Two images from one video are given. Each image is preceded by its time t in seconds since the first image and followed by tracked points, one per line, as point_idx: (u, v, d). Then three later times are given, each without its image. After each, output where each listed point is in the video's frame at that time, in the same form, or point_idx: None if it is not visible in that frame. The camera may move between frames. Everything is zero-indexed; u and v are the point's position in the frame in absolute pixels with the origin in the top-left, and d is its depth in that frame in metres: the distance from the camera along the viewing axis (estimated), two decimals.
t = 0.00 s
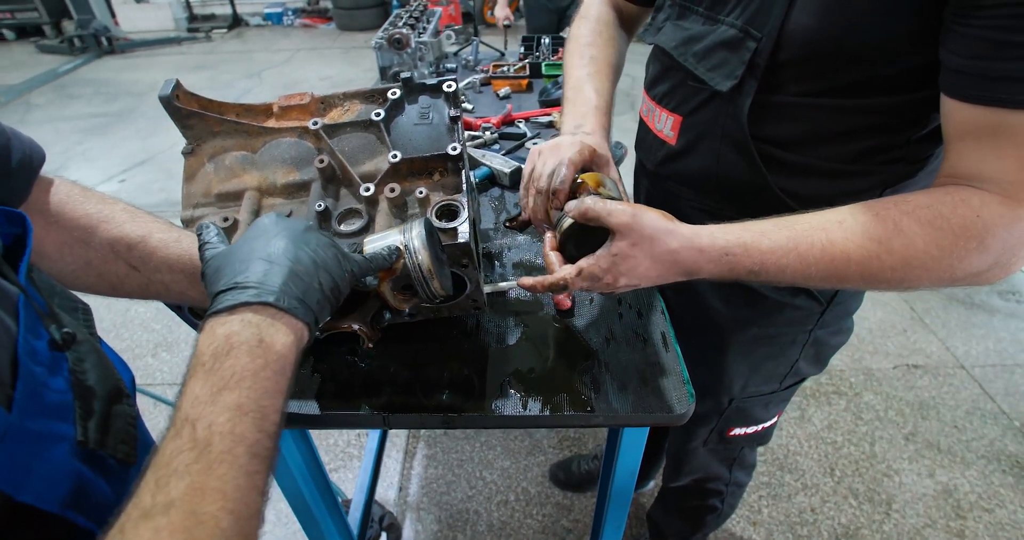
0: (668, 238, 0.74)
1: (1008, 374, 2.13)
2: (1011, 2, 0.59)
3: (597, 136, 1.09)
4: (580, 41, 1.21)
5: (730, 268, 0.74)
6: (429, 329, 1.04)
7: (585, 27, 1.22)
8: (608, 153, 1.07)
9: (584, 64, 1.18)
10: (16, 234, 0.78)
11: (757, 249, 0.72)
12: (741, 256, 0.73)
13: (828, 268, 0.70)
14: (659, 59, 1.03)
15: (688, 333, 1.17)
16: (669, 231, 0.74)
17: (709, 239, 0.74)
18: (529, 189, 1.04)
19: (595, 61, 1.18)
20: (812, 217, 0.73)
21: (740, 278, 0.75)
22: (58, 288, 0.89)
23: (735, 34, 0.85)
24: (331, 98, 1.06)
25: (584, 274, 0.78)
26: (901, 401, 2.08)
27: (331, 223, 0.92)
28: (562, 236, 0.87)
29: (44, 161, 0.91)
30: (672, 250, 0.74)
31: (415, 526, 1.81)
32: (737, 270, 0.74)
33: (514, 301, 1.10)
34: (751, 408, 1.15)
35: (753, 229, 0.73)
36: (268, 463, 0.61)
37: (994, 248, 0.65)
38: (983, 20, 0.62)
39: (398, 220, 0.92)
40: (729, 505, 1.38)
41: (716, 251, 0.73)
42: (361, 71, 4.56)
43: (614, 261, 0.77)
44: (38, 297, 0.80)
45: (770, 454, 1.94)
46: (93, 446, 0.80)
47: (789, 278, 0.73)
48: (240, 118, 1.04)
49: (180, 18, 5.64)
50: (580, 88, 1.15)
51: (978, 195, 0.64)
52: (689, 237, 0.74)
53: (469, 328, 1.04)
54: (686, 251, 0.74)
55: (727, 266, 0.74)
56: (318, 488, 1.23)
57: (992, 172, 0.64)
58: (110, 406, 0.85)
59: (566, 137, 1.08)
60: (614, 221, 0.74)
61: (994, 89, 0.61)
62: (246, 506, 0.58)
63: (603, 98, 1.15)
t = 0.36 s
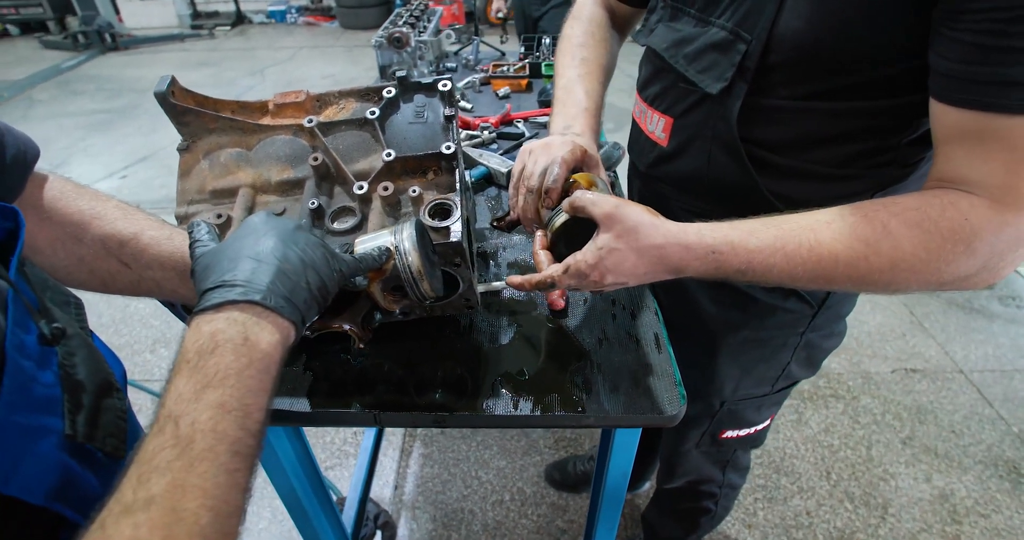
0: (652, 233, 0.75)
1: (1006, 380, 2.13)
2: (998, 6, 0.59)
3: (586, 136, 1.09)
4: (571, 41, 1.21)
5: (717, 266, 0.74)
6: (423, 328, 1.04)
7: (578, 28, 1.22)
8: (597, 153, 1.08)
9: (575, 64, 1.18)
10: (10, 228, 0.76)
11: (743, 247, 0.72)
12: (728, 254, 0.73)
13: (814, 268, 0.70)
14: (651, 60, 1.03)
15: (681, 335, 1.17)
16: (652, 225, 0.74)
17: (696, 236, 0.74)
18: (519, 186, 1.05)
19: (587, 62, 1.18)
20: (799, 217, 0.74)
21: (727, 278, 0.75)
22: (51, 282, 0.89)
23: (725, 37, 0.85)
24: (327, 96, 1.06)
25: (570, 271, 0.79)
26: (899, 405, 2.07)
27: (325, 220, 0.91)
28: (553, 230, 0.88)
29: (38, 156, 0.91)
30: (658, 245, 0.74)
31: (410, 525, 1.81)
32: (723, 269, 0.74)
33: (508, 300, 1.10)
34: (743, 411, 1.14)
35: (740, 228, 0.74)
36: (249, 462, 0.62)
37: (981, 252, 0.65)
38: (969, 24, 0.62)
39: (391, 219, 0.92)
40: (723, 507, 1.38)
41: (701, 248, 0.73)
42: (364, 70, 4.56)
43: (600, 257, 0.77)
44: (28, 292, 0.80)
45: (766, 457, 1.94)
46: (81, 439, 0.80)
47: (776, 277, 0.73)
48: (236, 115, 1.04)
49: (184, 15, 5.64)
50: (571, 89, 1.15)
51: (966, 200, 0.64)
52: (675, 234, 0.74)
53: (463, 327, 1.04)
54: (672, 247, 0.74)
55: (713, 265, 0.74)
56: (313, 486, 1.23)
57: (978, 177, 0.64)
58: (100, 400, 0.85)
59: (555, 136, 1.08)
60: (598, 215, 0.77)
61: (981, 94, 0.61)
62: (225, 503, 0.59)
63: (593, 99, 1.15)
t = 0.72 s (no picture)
0: (649, 256, 0.73)
1: (1005, 381, 2.12)
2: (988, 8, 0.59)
3: (580, 136, 1.09)
4: (566, 41, 1.21)
5: (712, 281, 0.75)
6: (418, 325, 1.04)
7: (572, 27, 1.22)
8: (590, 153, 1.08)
9: (570, 64, 1.18)
10: (7, 223, 0.77)
11: (736, 262, 0.73)
12: (722, 269, 0.74)
13: (808, 278, 0.71)
14: (645, 60, 1.04)
15: (675, 334, 1.17)
16: (650, 249, 0.73)
17: (691, 254, 0.74)
18: (513, 185, 1.05)
19: (581, 61, 1.18)
20: (790, 227, 0.74)
21: (722, 290, 0.76)
22: (47, 277, 0.89)
23: (717, 37, 0.85)
24: (322, 95, 1.06)
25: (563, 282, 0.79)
26: (897, 405, 2.07)
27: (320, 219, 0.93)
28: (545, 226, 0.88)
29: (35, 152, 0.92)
30: (655, 268, 0.74)
31: (407, 523, 1.81)
32: (718, 282, 0.75)
33: (504, 298, 1.10)
34: (737, 410, 1.14)
35: (733, 242, 0.74)
36: (239, 453, 0.62)
37: (971, 256, 0.66)
38: (962, 24, 0.62)
39: (385, 217, 0.92)
40: (719, 506, 1.38)
41: (696, 266, 0.74)
42: (365, 70, 4.56)
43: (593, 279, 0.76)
44: (24, 285, 0.80)
45: (763, 457, 1.94)
46: (74, 430, 0.81)
47: (770, 288, 0.74)
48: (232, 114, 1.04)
49: (186, 15, 5.64)
50: (565, 89, 1.15)
51: (955, 204, 0.65)
52: (671, 252, 0.74)
53: (457, 325, 1.05)
54: (667, 269, 0.74)
55: (708, 279, 0.75)
56: (308, 484, 1.23)
57: (966, 179, 0.64)
58: (93, 392, 0.86)
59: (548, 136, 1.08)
60: (598, 260, 0.72)
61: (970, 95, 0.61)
62: (214, 493, 0.59)
63: (587, 98, 1.15)
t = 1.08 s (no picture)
0: (639, 265, 0.75)
1: (1002, 380, 2.13)
2: (973, 12, 0.60)
3: (574, 137, 1.10)
4: (560, 42, 1.22)
5: (701, 287, 0.76)
6: (413, 322, 1.06)
7: (567, 28, 1.23)
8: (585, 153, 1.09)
9: (563, 65, 1.19)
10: (6, 219, 0.78)
11: (724, 270, 0.74)
12: (711, 276, 0.75)
13: (795, 283, 0.73)
14: (638, 60, 1.05)
15: (669, 332, 1.18)
16: (639, 257, 0.74)
17: (679, 261, 0.75)
18: (507, 187, 1.06)
19: (576, 62, 1.19)
20: (775, 233, 0.75)
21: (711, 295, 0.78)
22: (43, 272, 0.90)
23: (709, 38, 0.86)
24: (318, 94, 1.07)
25: (556, 288, 0.80)
26: (894, 404, 2.08)
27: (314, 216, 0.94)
28: (538, 228, 0.89)
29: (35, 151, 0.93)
30: (646, 275, 0.75)
31: (405, 520, 1.83)
32: (707, 288, 0.76)
33: (498, 296, 1.11)
34: (729, 408, 1.15)
35: (720, 250, 0.75)
36: (232, 426, 0.64)
37: (954, 256, 0.67)
38: (947, 25, 0.62)
39: (379, 215, 0.93)
40: (713, 504, 1.39)
41: (685, 273, 0.75)
42: (365, 70, 4.57)
43: (584, 286, 0.78)
44: (21, 277, 0.82)
45: (759, 455, 1.95)
46: (70, 419, 0.81)
47: (757, 291, 0.75)
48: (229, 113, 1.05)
49: (188, 15, 5.66)
50: (559, 89, 1.16)
51: (937, 205, 0.66)
52: (660, 260, 0.75)
53: (451, 322, 1.06)
54: (657, 276, 0.75)
55: (697, 286, 0.76)
56: (307, 481, 1.25)
57: (950, 180, 0.65)
58: (89, 383, 0.88)
59: (541, 137, 1.09)
60: (587, 268, 0.73)
61: (954, 98, 0.62)
62: (208, 464, 0.60)
63: (582, 99, 1.16)
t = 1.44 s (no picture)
0: (644, 265, 0.75)
1: (1005, 382, 2.13)
2: (982, 13, 0.60)
3: (579, 136, 1.10)
4: (566, 41, 1.23)
5: (706, 288, 0.76)
6: (415, 320, 1.06)
7: (573, 26, 1.23)
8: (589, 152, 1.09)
9: (569, 64, 1.19)
10: (9, 214, 0.79)
11: (730, 271, 0.74)
12: (716, 277, 0.75)
13: (802, 285, 0.73)
14: (645, 60, 1.05)
15: (671, 332, 1.19)
16: (645, 257, 0.74)
17: (684, 262, 0.75)
18: (512, 185, 1.06)
19: (582, 61, 1.19)
20: (781, 234, 0.75)
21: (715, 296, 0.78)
22: (46, 268, 0.91)
23: (717, 37, 0.86)
24: (322, 93, 1.08)
25: (560, 286, 0.80)
26: (895, 405, 2.08)
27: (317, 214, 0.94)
28: (543, 225, 0.90)
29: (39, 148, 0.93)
30: (651, 275, 0.75)
31: (406, 519, 1.83)
32: (711, 289, 0.76)
33: (500, 295, 1.12)
34: (731, 409, 1.16)
35: (725, 251, 0.75)
36: (237, 413, 0.64)
37: (962, 259, 0.67)
38: (959, 26, 0.62)
39: (382, 213, 0.93)
40: (714, 505, 1.39)
41: (690, 274, 0.75)
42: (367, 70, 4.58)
43: (588, 285, 0.78)
44: (25, 273, 0.82)
45: (760, 456, 1.95)
46: (73, 413, 0.82)
47: (762, 293, 0.75)
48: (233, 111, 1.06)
49: (190, 15, 5.66)
50: (565, 88, 1.17)
51: (945, 208, 0.66)
52: (666, 260, 0.75)
53: (453, 320, 1.06)
54: (662, 276, 0.75)
55: (702, 287, 0.76)
56: (308, 479, 1.25)
57: (957, 183, 0.65)
58: (92, 378, 0.88)
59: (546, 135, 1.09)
60: (592, 265, 0.73)
61: (961, 100, 0.62)
62: (214, 450, 0.61)
63: (587, 98, 1.16)
